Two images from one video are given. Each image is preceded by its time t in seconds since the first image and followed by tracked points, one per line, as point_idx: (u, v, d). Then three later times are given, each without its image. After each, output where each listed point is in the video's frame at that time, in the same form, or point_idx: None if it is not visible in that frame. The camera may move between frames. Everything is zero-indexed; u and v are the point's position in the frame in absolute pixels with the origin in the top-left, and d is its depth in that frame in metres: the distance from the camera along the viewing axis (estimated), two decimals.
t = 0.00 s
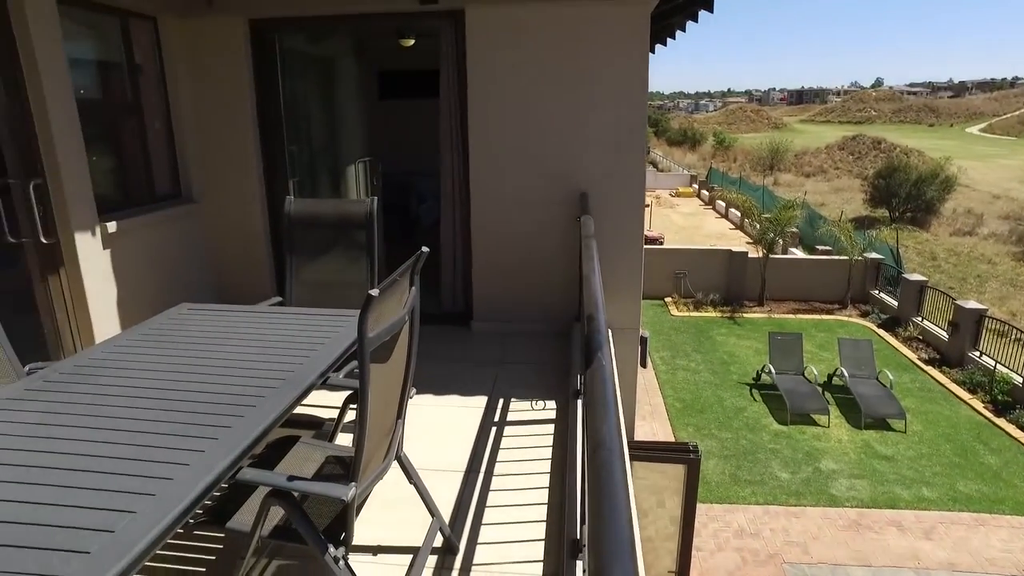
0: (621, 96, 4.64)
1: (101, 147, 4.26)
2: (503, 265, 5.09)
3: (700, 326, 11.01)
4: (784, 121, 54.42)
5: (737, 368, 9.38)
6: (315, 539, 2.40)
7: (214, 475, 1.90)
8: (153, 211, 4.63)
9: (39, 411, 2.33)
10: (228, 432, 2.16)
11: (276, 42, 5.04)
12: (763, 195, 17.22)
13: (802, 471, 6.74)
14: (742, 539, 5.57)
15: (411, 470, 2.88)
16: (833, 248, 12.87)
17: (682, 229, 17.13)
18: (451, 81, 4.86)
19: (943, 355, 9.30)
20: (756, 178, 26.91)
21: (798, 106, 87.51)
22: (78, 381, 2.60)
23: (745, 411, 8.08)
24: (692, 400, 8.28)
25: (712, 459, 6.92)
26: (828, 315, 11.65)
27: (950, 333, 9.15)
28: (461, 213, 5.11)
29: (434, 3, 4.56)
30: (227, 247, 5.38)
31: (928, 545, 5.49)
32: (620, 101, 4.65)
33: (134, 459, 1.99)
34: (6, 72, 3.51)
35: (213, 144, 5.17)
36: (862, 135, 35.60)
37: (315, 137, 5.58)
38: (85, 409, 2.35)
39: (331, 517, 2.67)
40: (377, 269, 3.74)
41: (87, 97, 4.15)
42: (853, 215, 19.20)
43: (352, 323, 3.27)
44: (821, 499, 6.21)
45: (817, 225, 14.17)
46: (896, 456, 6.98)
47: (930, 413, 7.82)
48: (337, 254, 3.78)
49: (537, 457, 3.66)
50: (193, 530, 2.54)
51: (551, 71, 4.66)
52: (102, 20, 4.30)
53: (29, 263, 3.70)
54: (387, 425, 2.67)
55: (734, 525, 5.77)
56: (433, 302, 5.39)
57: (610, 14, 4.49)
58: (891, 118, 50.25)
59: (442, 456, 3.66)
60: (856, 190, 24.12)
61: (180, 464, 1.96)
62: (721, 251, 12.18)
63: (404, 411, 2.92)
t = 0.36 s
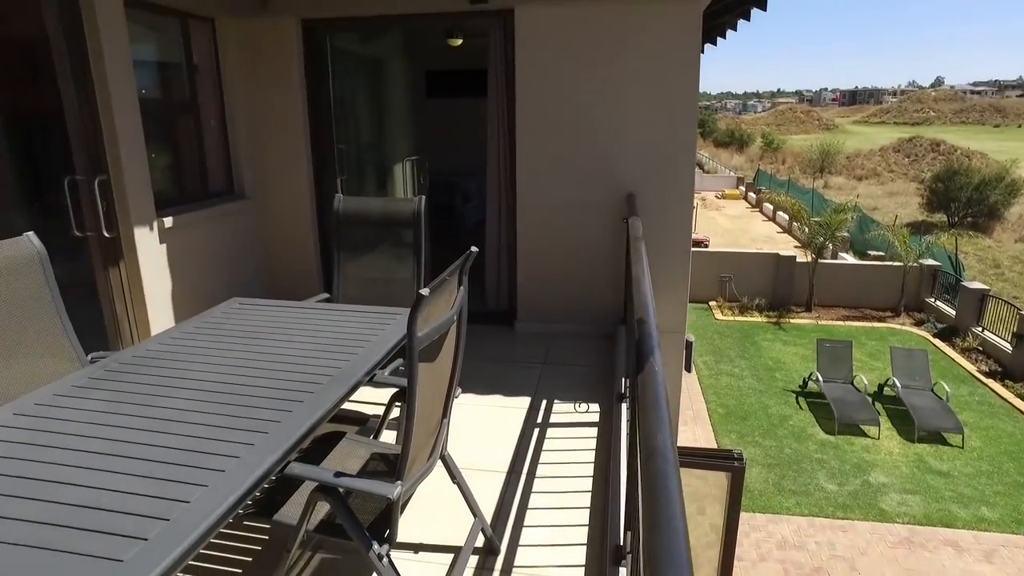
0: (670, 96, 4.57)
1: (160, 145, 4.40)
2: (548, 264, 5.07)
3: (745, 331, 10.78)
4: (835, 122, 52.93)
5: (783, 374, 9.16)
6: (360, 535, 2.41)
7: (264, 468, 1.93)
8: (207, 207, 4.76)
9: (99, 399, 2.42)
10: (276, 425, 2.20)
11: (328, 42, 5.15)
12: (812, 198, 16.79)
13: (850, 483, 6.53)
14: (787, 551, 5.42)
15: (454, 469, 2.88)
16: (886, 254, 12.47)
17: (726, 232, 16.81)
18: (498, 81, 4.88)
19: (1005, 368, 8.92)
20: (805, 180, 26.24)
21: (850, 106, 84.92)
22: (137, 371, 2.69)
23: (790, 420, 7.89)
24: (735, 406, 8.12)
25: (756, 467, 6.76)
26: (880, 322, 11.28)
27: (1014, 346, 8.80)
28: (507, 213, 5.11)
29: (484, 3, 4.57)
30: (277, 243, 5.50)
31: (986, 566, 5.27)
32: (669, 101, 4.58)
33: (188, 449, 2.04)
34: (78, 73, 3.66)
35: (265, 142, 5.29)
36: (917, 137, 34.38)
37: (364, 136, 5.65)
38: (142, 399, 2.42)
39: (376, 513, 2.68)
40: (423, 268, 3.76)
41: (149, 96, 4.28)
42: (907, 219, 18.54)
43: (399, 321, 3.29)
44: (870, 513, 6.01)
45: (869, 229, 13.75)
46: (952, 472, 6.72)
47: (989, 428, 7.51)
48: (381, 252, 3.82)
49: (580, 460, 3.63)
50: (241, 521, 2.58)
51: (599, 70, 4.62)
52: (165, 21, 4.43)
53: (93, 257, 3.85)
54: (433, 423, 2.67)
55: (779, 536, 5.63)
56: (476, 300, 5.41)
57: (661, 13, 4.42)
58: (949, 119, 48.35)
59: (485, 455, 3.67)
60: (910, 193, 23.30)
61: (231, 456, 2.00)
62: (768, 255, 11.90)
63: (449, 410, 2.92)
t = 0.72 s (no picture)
0: (719, 95, 4.48)
1: (211, 143, 4.50)
2: (590, 265, 5.02)
3: (788, 336, 10.50)
4: (885, 123, 51.33)
5: (827, 381, 8.90)
6: (400, 535, 2.40)
7: (309, 465, 1.93)
8: (254, 203, 4.84)
9: (150, 390, 2.47)
10: (321, 423, 2.20)
11: (374, 42, 5.20)
12: (861, 201, 16.30)
13: (898, 497, 6.31)
14: (830, 564, 5.26)
15: (495, 471, 2.85)
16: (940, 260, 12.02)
17: (771, 235, 16.44)
18: (543, 81, 4.86)
19: None
20: (853, 183, 25.48)
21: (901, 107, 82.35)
22: (187, 364, 2.74)
23: (835, 429, 7.66)
24: (777, 413, 7.92)
25: (798, 477, 6.58)
26: (931, 331, 10.88)
27: None
28: (550, 213, 5.08)
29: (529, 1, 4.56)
30: (321, 240, 5.58)
31: None
32: (717, 101, 4.49)
33: (235, 443, 2.06)
34: (136, 72, 3.76)
35: (313, 141, 5.38)
36: (974, 139, 33.06)
37: (408, 135, 5.69)
38: (191, 392, 2.46)
39: (417, 512, 2.67)
40: (466, 267, 3.76)
41: (202, 96, 4.38)
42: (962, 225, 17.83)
43: (443, 320, 3.29)
44: (919, 530, 5.78)
45: (922, 234, 13.27)
46: (1009, 490, 6.43)
47: None
48: (421, 249, 3.83)
49: (620, 465, 3.58)
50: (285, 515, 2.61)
51: (646, 68, 4.55)
52: (218, 22, 4.54)
53: (145, 249, 3.93)
54: (476, 424, 2.65)
55: (821, 548, 5.46)
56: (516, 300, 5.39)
57: (710, 10, 4.33)
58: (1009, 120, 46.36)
59: (524, 456, 3.64)
60: (966, 198, 22.41)
61: (277, 452, 2.01)
62: (814, 259, 11.58)
63: (492, 411, 2.90)
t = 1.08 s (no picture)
0: (762, 95, 4.37)
1: (250, 141, 4.54)
2: (625, 267, 4.93)
3: (825, 341, 10.22)
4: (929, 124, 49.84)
5: (866, 388, 8.64)
6: (435, 538, 2.36)
7: (344, 466, 1.90)
8: (291, 202, 4.89)
9: (189, 386, 2.48)
10: (357, 423, 2.17)
11: (412, 40, 5.20)
12: (904, 204, 15.82)
13: (941, 512, 6.08)
14: None
15: (530, 475, 2.80)
16: (987, 266, 11.60)
17: (807, 238, 16.05)
18: (581, 80, 4.80)
19: None
20: (894, 184, 24.75)
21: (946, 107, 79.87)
22: (225, 360, 2.75)
23: (873, 438, 7.43)
24: (813, 420, 7.70)
25: (834, 486, 6.39)
26: (977, 339, 10.50)
27: None
28: (586, 214, 5.02)
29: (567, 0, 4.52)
30: (356, 238, 5.60)
31: None
32: (760, 101, 4.39)
33: (272, 442, 2.04)
34: (179, 72, 3.83)
35: (349, 140, 5.40)
36: None
37: (443, 134, 5.67)
38: (229, 389, 2.46)
39: (451, 515, 2.64)
40: (502, 267, 3.72)
41: (242, 94, 4.43)
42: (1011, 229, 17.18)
43: (479, 321, 3.25)
44: (963, 546, 5.57)
45: (968, 239, 12.84)
46: None
47: None
48: (455, 248, 3.80)
49: (655, 471, 3.50)
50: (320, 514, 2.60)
51: (687, 67, 4.46)
52: (259, 21, 4.58)
53: (184, 245, 4.00)
54: (512, 427, 2.61)
55: (859, 562, 5.29)
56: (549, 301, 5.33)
57: (753, 8, 4.23)
58: None
59: (557, 460, 3.59)
60: (1015, 201, 21.59)
61: (312, 451, 1.98)
62: (853, 264, 11.26)
63: (528, 415, 2.86)
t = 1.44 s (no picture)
0: (807, 93, 4.22)
1: (282, 138, 4.53)
2: (659, 268, 4.81)
3: (859, 347, 9.90)
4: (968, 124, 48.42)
5: (903, 396, 8.35)
6: (469, 547, 2.28)
7: (378, 471, 1.83)
8: (323, 199, 4.87)
9: (222, 386, 2.44)
10: (390, 427, 2.10)
11: (446, 38, 5.15)
12: (947, 207, 15.27)
13: (984, 527, 5.83)
14: None
15: (566, 483, 2.71)
16: None
17: (841, 240, 15.64)
18: (618, 78, 4.70)
19: None
20: (932, 186, 24.06)
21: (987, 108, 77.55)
22: (258, 359, 2.71)
23: (911, 448, 7.17)
24: (848, 427, 7.46)
25: (870, 497, 6.16)
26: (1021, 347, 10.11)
27: None
28: (620, 215, 4.91)
29: None
30: (387, 235, 5.57)
31: None
32: (805, 99, 4.23)
33: (305, 445, 1.98)
34: (214, 69, 3.82)
35: (381, 137, 5.37)
36: None
37: (475, 132, 5.61)
38: (262, 390, 2.41)
39: (484, 523, 2.55)
40: (535, 268, 3.63)
41: (276, 91, 4.42)
42: None
43: (513, 323, 3.16)
44: (1009, 563, 5.32)
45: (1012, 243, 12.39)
46: None
47: None
48: (486, 247, 3.72)
49: (690, 479, 3.38)
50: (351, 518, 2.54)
51: (728, 64, 4.31)
52: (294, 18, 4.57)
53: (217, 242, 4.01)
54: (549, 435, 2.51)
55: None
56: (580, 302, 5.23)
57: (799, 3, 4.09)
58: None
59: (590, 465, 3.49)
60: None
61: (345, 456, 1.92)
62: (890, 267, 10.93)
63: (564, 420, 2.76)
